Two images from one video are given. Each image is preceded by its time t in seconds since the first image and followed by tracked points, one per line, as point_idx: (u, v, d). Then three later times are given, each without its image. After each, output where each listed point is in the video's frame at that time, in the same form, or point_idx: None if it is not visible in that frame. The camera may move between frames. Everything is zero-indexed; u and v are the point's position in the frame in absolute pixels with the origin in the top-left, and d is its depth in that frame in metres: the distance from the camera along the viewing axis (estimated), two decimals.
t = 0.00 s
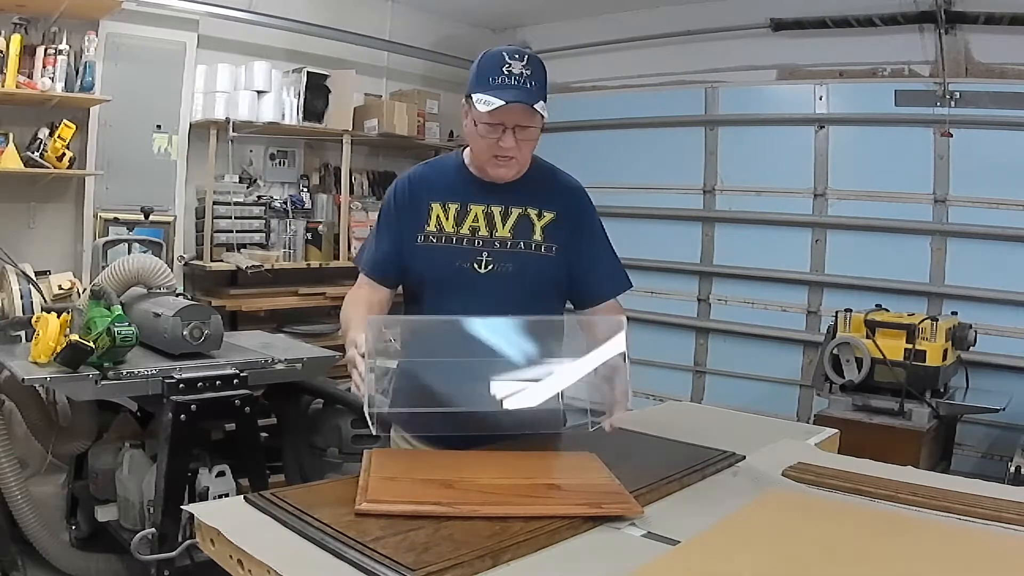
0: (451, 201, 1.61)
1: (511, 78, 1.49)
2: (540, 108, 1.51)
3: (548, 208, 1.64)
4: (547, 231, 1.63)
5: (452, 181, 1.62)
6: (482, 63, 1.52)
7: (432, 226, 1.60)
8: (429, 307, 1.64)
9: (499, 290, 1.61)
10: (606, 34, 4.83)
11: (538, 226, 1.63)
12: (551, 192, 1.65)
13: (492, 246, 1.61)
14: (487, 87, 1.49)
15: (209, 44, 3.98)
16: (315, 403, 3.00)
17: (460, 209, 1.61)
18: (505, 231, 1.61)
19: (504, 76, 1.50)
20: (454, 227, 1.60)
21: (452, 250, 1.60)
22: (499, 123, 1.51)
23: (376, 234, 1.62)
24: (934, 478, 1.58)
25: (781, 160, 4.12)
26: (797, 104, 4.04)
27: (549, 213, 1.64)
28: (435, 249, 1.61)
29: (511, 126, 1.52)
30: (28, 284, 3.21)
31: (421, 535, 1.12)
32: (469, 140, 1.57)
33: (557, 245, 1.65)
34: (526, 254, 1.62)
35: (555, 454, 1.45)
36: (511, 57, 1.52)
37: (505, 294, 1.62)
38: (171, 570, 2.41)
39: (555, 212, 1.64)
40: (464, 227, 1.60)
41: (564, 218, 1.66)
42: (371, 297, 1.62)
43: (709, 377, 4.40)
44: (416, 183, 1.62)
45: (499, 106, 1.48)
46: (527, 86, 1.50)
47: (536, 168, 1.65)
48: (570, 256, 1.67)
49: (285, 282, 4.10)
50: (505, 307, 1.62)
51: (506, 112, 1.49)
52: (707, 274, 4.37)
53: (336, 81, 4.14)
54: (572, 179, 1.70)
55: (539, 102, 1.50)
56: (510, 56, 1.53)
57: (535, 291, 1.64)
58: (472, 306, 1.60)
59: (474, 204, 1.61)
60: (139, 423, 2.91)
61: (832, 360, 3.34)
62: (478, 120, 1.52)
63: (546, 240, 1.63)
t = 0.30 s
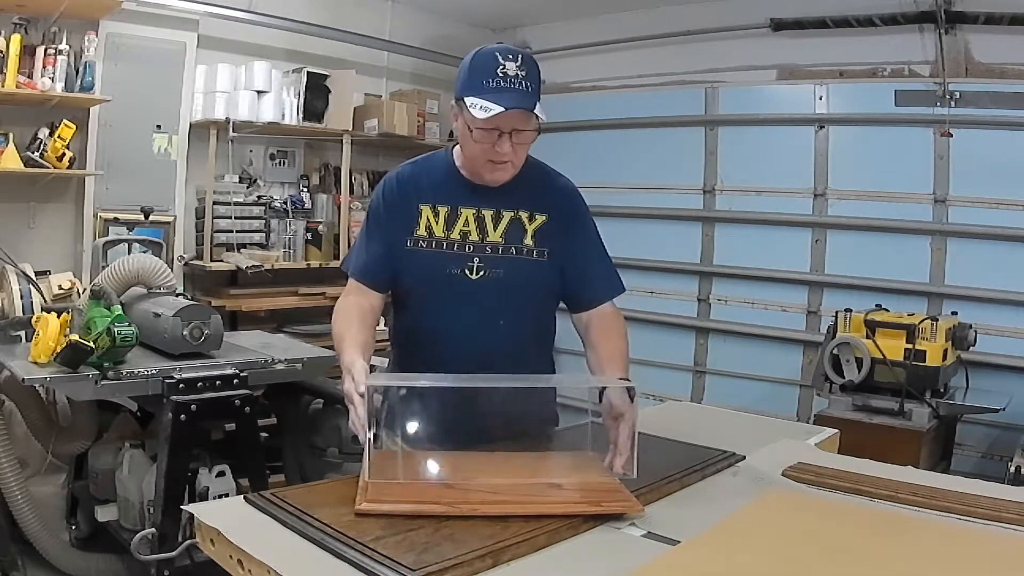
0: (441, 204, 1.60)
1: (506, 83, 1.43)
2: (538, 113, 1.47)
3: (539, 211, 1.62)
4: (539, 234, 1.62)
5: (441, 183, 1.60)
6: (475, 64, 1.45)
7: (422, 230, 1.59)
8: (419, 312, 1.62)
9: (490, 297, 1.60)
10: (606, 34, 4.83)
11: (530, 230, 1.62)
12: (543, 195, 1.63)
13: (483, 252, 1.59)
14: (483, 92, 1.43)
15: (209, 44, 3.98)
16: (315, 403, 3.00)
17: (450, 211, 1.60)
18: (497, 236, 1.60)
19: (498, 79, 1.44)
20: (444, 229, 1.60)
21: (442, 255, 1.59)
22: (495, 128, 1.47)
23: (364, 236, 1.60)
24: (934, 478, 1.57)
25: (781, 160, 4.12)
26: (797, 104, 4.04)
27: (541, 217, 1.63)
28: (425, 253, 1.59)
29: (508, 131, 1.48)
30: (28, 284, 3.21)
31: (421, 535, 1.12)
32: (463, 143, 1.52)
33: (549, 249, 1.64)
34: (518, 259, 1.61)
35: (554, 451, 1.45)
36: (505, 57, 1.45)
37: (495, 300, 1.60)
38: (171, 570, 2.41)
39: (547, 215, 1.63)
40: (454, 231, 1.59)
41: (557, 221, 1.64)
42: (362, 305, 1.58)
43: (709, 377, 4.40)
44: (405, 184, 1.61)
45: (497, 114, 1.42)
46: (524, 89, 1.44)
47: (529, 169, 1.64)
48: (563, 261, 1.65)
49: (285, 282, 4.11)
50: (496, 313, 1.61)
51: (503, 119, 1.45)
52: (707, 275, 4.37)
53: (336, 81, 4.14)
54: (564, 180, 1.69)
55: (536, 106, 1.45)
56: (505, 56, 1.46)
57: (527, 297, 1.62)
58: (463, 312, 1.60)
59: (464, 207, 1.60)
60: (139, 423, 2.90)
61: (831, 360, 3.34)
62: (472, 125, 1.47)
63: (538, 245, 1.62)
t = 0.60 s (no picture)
0: (439, 206, 1.60)
1: (508, 86, 1.42)
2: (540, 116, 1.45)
3: (539, 214, 1.62)
4: (538, 238, 1.62)
5: (440, 184, 1.60)
6: (476, 65, 1.44)
7: (420, 233, 1.59)
8: (416, 314, 1.62)
9: (488, 301, 1.61)
10: (606, 34, 4.83)
11: (529, 234, 1.62)
12: (543, 199, 1.63)
13: (482, 256, 1.60)
14: (485, 95, 1.42)
15: (209, 44, 3.98)
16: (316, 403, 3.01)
17: (449, 214, 1.60)
18: (496, 240, 1.60)
19: (501, 82, 1.43)
20: (442, 232, 1.60)
21: (440, 259, 1.59)
22: (497, 131, 1.46)
23: (360, 238, 1.59)
24: (934, 478, 1.57)
25: (781, 160, 4.11)
26: (797, 104, 4.04)
27: (541, 220, 1.63)
28: (422, 256, 1.59)
29: (510, 133, 1.47)
30: (28, 284, 3.21)
31: (421, 535, 1.12)
32: (464, 144, 1.52)
33: (549, 253, 1.64)
34: (517, 264, 1.62)
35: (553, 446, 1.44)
36: (507, 58, 1.44)
37: (493, 303, 1.61)
38: (171, 570, 2.41)
39: (547, 219, 1.63)
40: (452, 234, 1.59)
41: (557, 225, 1.64)
42: (357, 306, 1.58)
43: (709, 377, 4.40)
44: (403, 184, 1.60)
45: (499, 117, 1.41)
46: (526, 92, 1.43)
47: (529, 170, 1.64)
48: (563, 264, 1.66)
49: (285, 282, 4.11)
50: (493, 316, 1.61)
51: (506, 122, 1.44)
52: (707, 274, 4.37)
53: (336, 81, 4.14)
54: (565, 182, 1.69)
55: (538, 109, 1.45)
56: (507, 57, 1.44)
57: (525, 301, 1.63)
58: (461, 315, 1.60)
59: (462, 210, 1.60)
60: (139, 423, 2.86)
61: (832, 360, 3.34)
62: (474, 128, 1.46)
63: (537, 249, 1.63)
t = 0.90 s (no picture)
0: (440, 206, 1.60)
1: (512, 87, 1.42)
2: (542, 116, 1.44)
3: (542, 216, 1.62)
4: (541, 240, 1.62)
5: (441, 185, 1.60)
6: (480, 64, 1.43)
7: (422, 233, 1.59)
8: (416, 316, 1.62)
9: (489, 302, 1.60)
10: (606, 34, 4.83)
11: (531, 235, 1.62)
12: (545, 200, 1.63)
13: (483, 257, 1.60)
14: (489, 95, 1.42)
15: (209, 44, 3.98)
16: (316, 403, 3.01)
17: (450, 215, 1.60)
18: (497, 241, 1.60)
19: (505, 81, 1.42)
20: (443, 233, 1.60)
21: (441, 259, 1.59)
22: (500, 132, 1.46)
23: (361, 239, 1.59)
24: (934, 478, 1.57)
25: (781, 160, 4.11)
26: (797, 104, 4.04)
27: (543, 222, 1.63)
28: (424, 257, 1.59)
29: (514, 133, 1.47)
30: (28, 284, 3.21)
31: (421, 535, 1.12)
32: (467, 144, 1.51)
33: (551, 255, 1.64)
34: (519, 265, 1.62)
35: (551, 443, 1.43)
36: (512, 59, 1.44)
37: (495, 304, 1.61)
38: (171, 570, 2.41)
39: (549, 220, 1.63)
40: (454, 235, 1.59)
41: (559, 227, 1.64)
42: (356, 308, 1.58)
43: (709, 376, 4.40)
44: (404, 184, 1.60)
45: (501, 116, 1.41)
46: (531, 92, 1.43)
47: (532, 172, 1.64)
48: (565, 266, 1.65)
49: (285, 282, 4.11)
50: (494, 318, 1.61)
51: (509, 123, 1.44)
52: (707, 275, 4.37)
53: (336, 81, 4.14)
54: (568, 183, 1.69)
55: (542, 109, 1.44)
56: (511, 57, 1.44)
57: (527, 302, 1.63)
58: (462, 316, 1.60)
59: (464, 211, 1.60)
60: (139, 423, 2.87)
61: (832, 360, 3.34)
62: (476, 128, 1.46)
63: (540, 251, 1.62)
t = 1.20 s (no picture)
0: (441, 207, 1.59)
1: (500, 80, 1.43)
2: (525, 115, 1.43)
3: (543, 215, 1.62)
4: (541, 240, 1.62)
5: (442, 186, 1.60)
6: (476, 57, 1.45)
7: (422, 234, 1.59)
8: (417, 316, 1.62)
9: (490, 302, 1.61)
10: (606, 34, 4.83)
11: (532, 235, 1.62)
12: (546, 200, 1.63)
13: (484, 257, 1.60)
14: (476, 85, 1.43)
15: (209, 44, 3.98)
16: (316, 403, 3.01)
17: (451, 215, 1.60)
18: (498, 242, 1.60)
19: (496, 75, 1.43)
20: (444, 233, 1.60)
21: (442, 259, 1.59)
22: (485, 124, 1.47)
23: (361, 239, 1.59)
24: (933, 478, 1.57)
25: (781, 160, 4.11)
26: (797, 104, 4.04)
27: (544, 222, 1.63)
28: (424, 257, 1.59)
29: (498, 128, 1.47)
30: (28, 284, 3.21)
31: (421, 535, 1.12)
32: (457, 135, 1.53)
33: (552, 255, 1.64)
34: (520, 265, 1.62)
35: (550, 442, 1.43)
36: (507, 55, 1.44)
37: (495, 304, 1.61)
38: (171, 570, 2.41)
39: (550, 220, 1.63)
40: (455, 235, 1.59)
41: (560, 226, 1.64)
42: (358, 312, 1.59)
43: (709, 377, 4.40)
44: (405, 185, 1.60)
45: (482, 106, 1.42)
46: (519, 88, 1.43)
47: (531, 173, 1.63)
48: (566, 265, 1.65)
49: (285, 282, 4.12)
50: (494, 318, 1.61)
51: (492, 115, 1.44)
52: (707, 275, 4.37)
53: (336, 81, 4.14)
54: (569, 183, 1.69)
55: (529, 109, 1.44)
56: (508, 54, 1.45)
57: (527, 302, 1.63)
58: (462, 316, 1.60)
59: (465, 211, 1.60)
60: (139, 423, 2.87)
61: (832, 360, 3.34)
62: (464, 118, 1.48)
63: (540, 250, 1.63)
